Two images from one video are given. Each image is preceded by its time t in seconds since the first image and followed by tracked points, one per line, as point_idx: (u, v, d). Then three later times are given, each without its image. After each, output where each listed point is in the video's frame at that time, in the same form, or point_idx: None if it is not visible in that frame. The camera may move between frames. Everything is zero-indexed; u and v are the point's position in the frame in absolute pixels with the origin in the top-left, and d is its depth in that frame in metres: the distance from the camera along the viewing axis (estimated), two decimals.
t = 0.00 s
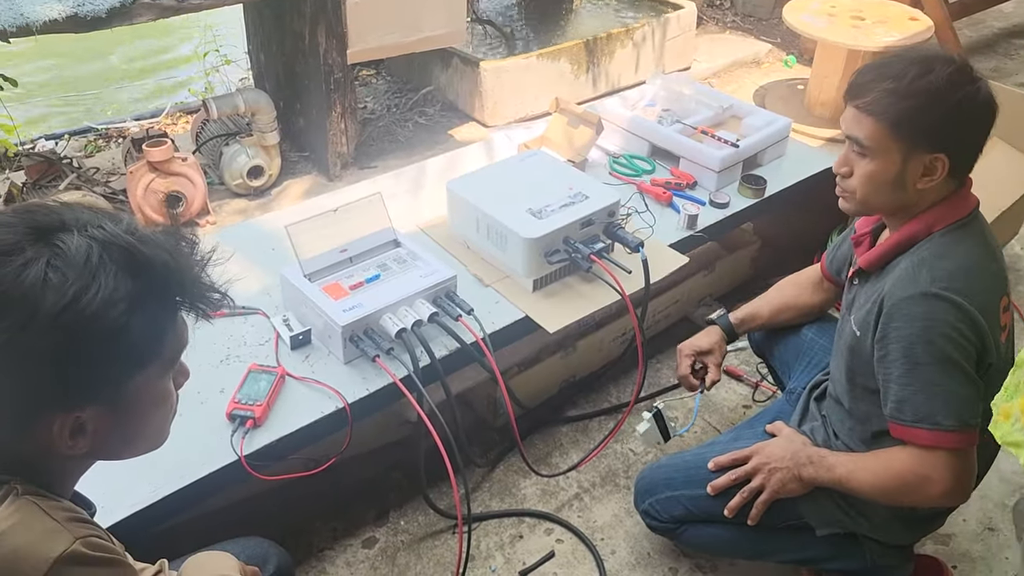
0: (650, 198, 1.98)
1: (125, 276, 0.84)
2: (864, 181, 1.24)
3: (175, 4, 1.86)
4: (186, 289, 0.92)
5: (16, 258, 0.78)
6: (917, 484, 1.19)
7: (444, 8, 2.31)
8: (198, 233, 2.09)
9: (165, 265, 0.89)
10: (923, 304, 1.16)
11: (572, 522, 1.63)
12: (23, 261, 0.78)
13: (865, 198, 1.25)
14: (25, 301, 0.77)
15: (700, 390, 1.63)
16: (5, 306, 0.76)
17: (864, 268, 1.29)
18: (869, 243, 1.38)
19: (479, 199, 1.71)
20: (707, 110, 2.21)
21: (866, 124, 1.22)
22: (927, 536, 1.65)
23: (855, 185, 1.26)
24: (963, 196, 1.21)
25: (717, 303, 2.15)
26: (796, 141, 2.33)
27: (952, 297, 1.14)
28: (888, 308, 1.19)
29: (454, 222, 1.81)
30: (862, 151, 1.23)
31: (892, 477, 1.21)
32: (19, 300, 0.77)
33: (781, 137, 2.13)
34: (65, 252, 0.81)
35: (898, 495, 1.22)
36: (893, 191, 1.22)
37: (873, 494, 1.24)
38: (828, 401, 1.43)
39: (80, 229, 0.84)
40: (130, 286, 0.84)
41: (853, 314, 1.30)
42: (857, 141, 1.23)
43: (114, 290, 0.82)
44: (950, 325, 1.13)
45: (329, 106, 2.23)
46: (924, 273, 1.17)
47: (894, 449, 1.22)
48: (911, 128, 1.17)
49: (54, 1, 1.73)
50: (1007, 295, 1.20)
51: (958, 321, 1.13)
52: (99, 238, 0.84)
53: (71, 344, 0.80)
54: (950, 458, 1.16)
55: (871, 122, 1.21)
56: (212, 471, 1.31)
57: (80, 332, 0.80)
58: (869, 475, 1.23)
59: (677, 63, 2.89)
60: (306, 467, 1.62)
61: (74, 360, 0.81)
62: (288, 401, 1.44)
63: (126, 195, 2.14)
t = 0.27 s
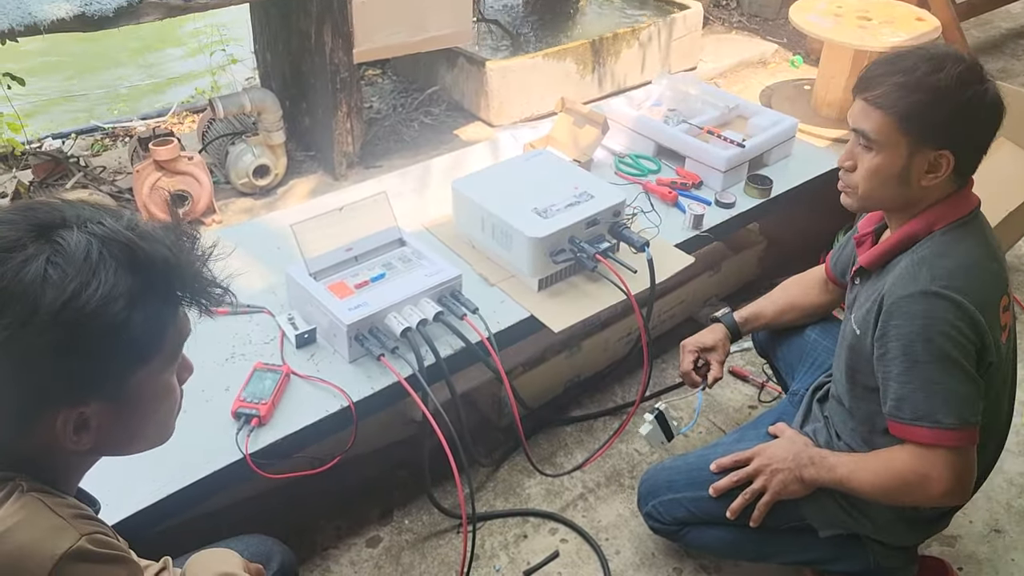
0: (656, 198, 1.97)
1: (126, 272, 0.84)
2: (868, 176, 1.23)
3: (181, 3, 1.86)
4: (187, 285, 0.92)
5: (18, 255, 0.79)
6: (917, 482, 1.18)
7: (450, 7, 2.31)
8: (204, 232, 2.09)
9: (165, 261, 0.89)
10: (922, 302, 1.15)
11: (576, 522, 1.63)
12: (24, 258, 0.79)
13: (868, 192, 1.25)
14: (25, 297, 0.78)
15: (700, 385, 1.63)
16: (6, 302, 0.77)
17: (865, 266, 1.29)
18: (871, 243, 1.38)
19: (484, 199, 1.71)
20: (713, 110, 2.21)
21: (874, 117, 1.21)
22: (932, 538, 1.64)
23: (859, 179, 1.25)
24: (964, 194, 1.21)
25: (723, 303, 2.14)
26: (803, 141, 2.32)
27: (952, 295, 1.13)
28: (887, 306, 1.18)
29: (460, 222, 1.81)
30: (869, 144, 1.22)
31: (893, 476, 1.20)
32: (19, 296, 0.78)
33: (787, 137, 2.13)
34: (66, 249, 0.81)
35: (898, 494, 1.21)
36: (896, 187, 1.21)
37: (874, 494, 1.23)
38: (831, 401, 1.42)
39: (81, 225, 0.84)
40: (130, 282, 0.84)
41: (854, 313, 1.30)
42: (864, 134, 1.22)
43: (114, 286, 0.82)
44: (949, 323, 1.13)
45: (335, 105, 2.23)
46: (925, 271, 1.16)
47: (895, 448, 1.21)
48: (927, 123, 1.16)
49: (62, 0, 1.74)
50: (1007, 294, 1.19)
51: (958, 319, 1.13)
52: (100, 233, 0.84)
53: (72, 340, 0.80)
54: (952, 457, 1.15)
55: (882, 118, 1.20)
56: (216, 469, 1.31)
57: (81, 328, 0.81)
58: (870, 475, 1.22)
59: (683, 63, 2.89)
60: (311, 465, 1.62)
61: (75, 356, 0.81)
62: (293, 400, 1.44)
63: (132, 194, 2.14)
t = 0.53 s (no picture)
0: (661, 198, 1.97)
1: (128, 269, 0.84)
2: (857, 168, 1.26)
3: (185, 3, 1.86)
4: (188, 283, 0.91)
5: (18, 253, 0.78)
6: (923, 485, 1.17)
7: (455, 7, 2.30)
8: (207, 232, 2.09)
9: (166, 259, 0.88)
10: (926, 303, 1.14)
11: (581, 524, 1.62)
12: (25, 256, 0.79)
13: (858, 184, 1.27)
14: (26, 296, 0.77)
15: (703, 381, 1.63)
16: (6, 300, 0.77)
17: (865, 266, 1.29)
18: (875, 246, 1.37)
19: (488, 199, 1.70)
20: (718, 110, 2.20)
21: (866, 111, 1.22)
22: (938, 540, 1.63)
23: (852, 172, 1.27)
24: (966, 198, 1.20)
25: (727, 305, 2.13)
26: (808, 142, 2.31)
27: (956, 296, 1.12)
28: (890, 308, 1.17)
29: (464, 222, 1.80)
30: (863, 139, 1.23)
31: (900, 479, 1.19)
32: (19, 295, 0.77)
33: (793, 137, 2.12)
34: (67, 247, 0.81)
35: (904, 497, 1.20)
36: (878, 182, 1.23)
37: (881, 497, 1.22)
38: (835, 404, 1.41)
39: (81, 223, 0.84)
40: (131, 279, 0.84)
41: (857, 316, 1.29)
42: (853, 128, 1.25)
43: (115, 284, 0.82)
44: (953, 325, 1.11)
45: (338, 105, 2.22)
46: (927, 273, 1.15)
47: (901, 451, 1.20)
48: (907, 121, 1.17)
49: None
50: (1011, 294, 1.18)
51: (962, 321, 1.11)
52: (101, 231, 0.84)
53: (73, 338, 0.80)
54: (960, 460, 1.14)
55: (874, 113, 1.21)
56: (218, 469, 1.31)
57: (82, 326, 0.80)
58: (876, 478, 1.21)
59: (688, 63, 2.88)
60: (314, 466, 1.61)
61: (77, 355, 0.81)
62: (297, 400, 1.43)
63: (135, 194, 2.14)
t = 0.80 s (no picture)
0: (665, 200, 1.96)
1: (130, 270, 0.83)
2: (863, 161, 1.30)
3: (188, 4, 1.85)
4: (190, 284, 0.91)
5: (20, 254, 0.78)
6: (917, 486, 1.15)
7: (458, 8, 2.30)
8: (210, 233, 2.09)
9: (168, 259, 0.88)
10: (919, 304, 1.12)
11: (583, 527, 1.61)
12: (27, 257, 0.78)
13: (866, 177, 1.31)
14: (28, 297, 0.77)
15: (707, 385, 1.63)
16: (8, 301, 0.76)
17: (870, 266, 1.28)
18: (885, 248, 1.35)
19: (491, 200, 1.70)
20: (722, 112, 2.19)
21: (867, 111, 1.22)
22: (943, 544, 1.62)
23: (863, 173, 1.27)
24: (971, 198, 1.17)
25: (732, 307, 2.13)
26: (812, 143, 2.30)
27: (948, 297, 1.10)
28: (883, 310, 1.15)
29: (467, 223, 1.79)
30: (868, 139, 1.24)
31: (894, 481, 1.18)
32: (21, 296, 0.76)
33: (797, 139, 2.11)
34: (70, 247, 0.80)
35: (900, 499, 1.18)
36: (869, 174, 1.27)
37: (878, 499, 1.21)
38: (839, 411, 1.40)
39: (82, 224, 0.83)
40: (134, 280, 0.83)
41: (858, 319, 1.27)
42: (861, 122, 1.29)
43: (117, 284, 0.82)
44: (946, 325, 1.09)
45: (341, 106, 2.22)
46: (921, 273, 1.13)
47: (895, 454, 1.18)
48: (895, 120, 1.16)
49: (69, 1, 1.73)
50: (1011, 297, 1.16)
51: (954, 322, 1.09)
52: (102, 232, 0.83)
53: (76, 339, 0.79)
54: (951, 460, 1.12)
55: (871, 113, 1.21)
56: (220, 472, 1.30)
57: (84, 327, 0.79)
58: (872, 481, 1.21)
59: (692, 64, 2.87)
60: (316, 468, 1.61)
61: (79, 355, 0.80)
62: (299, 402, 1.43)
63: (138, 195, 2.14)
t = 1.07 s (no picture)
0: (667, 203, 1.96)
1: (137, 270, 0.83)
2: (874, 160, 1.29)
3: (192, 7, 1.86)
4: (195, 285, 0.91)
5: (28, 254, 0.78)
6: (885, 473, 1.15)
7: (461, 10, 2.30)
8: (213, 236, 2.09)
9: (173, 259, 0.88)
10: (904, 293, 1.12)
11: (585, 530, 1.61)
12: (36, 257, 0.78)
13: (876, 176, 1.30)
14: (35, 297, 0.77)
15: (711, 381, 1.64)
16: (16, 301, 0.76)
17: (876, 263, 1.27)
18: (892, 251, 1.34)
19: (493, 203, 1.70)
20: (725, 114, 2.19)
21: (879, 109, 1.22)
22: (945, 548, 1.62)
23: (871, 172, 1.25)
24: (980, 198, 1.16)
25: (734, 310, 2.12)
26: (815, 146, 2.30)
27: (932, 287, 1.10)
28: (871, 298, 1.15)
29: (469, 227, 1.80)
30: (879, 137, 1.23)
31: (865, 469, 1.17)
32: (29, 295, 0.77)
33: (800, 141, 2.11)
34: (77, 247, 0.80)
35: (872, 489, 1.17)
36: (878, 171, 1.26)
37: (852, 490, 1.20)
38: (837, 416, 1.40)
39: (89, 224, 0.83)
40: (141, 280, 0.83)
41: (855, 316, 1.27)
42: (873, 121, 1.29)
43: (124, 284, 0.82)
44: (927, 313, 1.09)
45: (344, 109, 2.22)
46: (909, 265, 1.13)
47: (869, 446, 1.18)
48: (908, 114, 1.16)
49: (74, 4, 1.73)
50: (1007, 298, 1.14)
51: (934, 310, 1.09)
52: (109, 232, 0.83)
53: (83, 339, 0.80)
54: (917, 445, 1.11)
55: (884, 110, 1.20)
56: (222, 474, 1.30)
57: (90, 327, 0.80)
58: (847, 471, 1.20)
59: (694, 67, 2.87)
60: (319, 471, 1.61)
61: (86, 355, 0.81)
62: (301, 405, 1.43)
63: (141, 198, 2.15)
